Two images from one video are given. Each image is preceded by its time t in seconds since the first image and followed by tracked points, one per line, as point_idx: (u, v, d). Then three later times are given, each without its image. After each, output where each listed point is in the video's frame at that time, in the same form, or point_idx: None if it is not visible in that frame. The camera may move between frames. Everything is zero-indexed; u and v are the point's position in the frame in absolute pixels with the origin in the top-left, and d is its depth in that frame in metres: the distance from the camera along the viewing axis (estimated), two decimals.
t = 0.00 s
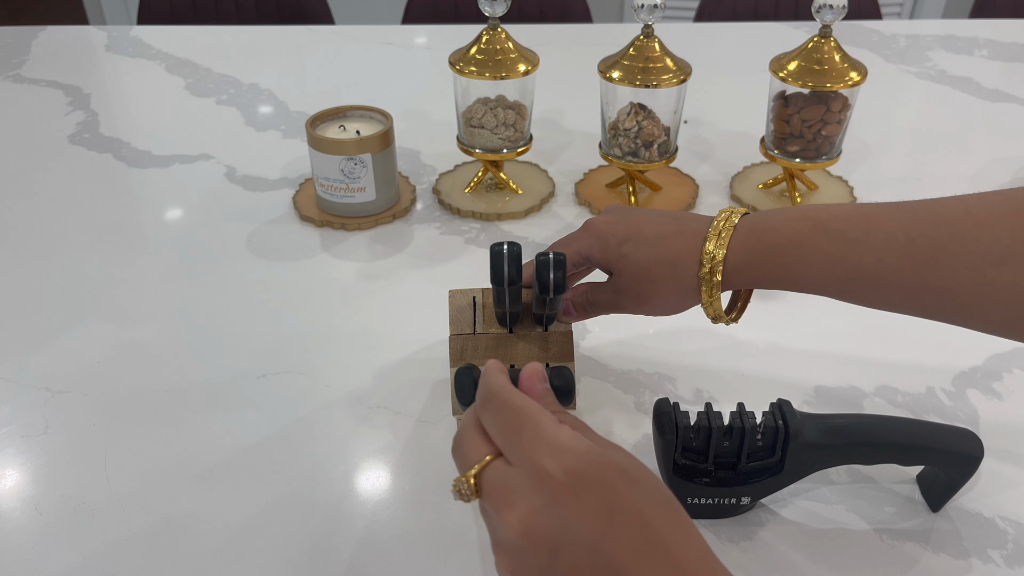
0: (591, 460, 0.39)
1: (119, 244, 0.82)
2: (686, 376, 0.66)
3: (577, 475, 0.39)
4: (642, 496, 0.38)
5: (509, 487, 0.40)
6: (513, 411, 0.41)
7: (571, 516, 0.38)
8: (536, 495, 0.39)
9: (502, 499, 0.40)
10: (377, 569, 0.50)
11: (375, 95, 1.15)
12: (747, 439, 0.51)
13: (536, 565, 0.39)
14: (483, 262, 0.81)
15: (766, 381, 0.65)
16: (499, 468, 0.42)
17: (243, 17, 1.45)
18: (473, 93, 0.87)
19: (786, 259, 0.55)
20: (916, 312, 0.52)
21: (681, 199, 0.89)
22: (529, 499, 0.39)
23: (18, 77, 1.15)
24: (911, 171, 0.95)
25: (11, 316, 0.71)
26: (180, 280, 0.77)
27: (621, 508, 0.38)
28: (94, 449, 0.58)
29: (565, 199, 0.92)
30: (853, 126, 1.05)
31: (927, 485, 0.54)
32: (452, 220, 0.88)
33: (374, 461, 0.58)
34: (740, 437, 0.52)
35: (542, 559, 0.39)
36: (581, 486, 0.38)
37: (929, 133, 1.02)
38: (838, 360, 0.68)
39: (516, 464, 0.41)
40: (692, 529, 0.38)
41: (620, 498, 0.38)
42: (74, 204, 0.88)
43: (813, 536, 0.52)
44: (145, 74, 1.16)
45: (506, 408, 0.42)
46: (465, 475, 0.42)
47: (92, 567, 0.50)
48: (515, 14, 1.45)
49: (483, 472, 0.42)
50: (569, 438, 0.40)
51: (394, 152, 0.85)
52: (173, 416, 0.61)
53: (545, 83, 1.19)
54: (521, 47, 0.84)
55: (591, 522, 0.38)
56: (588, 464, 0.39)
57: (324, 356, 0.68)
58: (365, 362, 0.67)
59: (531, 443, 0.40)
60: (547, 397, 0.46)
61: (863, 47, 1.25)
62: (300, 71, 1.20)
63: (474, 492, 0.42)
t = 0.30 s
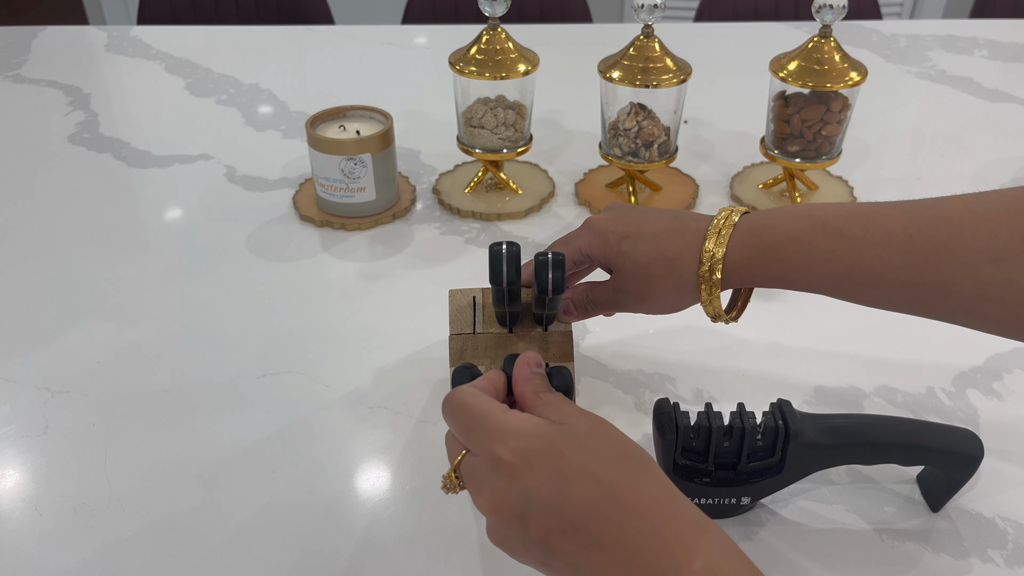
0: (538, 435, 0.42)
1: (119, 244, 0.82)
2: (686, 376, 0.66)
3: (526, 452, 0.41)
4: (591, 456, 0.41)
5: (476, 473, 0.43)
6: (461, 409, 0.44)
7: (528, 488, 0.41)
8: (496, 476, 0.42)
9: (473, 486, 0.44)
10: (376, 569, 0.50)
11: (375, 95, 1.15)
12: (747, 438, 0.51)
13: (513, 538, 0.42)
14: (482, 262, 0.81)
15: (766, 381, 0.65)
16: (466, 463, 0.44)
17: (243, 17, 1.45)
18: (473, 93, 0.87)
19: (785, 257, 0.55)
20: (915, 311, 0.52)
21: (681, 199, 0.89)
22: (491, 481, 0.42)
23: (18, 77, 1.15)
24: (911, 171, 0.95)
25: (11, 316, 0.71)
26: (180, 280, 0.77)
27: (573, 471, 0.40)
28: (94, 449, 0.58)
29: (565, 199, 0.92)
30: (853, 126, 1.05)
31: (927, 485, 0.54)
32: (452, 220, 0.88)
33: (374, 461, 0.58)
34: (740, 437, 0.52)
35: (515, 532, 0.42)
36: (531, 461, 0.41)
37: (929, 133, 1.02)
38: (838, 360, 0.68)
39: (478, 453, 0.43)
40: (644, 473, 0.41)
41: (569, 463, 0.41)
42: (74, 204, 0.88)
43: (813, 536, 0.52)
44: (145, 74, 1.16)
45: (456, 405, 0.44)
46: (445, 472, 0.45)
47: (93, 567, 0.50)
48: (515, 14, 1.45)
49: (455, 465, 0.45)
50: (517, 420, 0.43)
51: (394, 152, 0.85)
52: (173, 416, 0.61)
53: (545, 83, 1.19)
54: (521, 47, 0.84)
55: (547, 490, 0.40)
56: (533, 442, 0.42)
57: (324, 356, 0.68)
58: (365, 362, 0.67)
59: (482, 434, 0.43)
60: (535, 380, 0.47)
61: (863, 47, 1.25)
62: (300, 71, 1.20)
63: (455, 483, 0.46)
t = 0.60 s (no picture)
0: (510, 450, 0.41)
1: (119, 244, 0.82)
2: (686, 376, 0.66)
3: (497, 463, 0.40)
4: (563, 471, 0.40)
5: (443, 490, 0.42)
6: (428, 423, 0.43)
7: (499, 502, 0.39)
8: (466, 491, 0.41)
9: (441, 505, 0.42)
10: (376, 569, 0.50)
11: (375, 95, 1.15)
12: (747, 439, 0.51)
13: (483, 558, 0.40)
14: (482, 262, 0.81)
15: (766, 381, 0.65)
16: (433, 479, 0.43)
17: (243, 17, 1.45)
18: (473, 93, 0.87)
19: (785, 259, 0.55)
20: (915, 313, 0.52)
21: (681, 198, 0.89)
22: (463, 495, 0.41)
23: (18, 77, 1.15)
24: (911, 171, 0.95)
25: (11, 316, 0.71)
26: (180, 280, 0.77)
27: (546, 487, 0.39)
28: (94, 449, 0.58)
29: (565, 200, 0.92)
30: (853, 125, 1.05)
31: (927, 485, 0.54)
32: (452, 220, 0.88)
33: (374, 461, 0.58)
34: (741, 438, 0.52)
35: (484, 551, 0.40)
36: (502, 472, 0.40)
37: (929, 133, 1.02)
38: (838, 360, 0.68)
39: (447, 467, 0.42)
40: (618, 492, 0.39)
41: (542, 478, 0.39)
42: (73, 204, 0.88)
43: (813, 536, 0.52)
44: (145, 74, 1.16)
45: (421, 417, 0.43)
46: (407, 491, 0.44)
47: (93, 567, 0.50)
48: (515, 14, 1.45)
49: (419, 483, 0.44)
50: (486, 432, 0.42)
51: (394, 152, 0.85)
52: (173, 416, 0.61)
53: (545, 83, 1.19)
54: (521, 47, 0.84)
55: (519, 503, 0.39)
56: (504, 454, 0.40)
57: (324, 356, 0.68)
58: (365, 363, 0.67)
59: (452, 447, 0.42)
60: (487, 405, 0.46)
61: (863, 47, 1.25)
62: (300, 71, 1.20)
63: (417, 505, 0.44)
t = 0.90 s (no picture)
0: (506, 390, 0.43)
1: (119, 244, 0.82)
2: (686, 376, 0.66)
3: (489, 395, 0.43)
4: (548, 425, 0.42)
5: (428, 409, 0.44)
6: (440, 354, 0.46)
7: (482, 426, 0.41)
8: (449, 411, 0.43)
9: (422, 423, 0.44)
10: (376, 569, 0.50)
11: (375, 95, 1.15)
12: (747, 438, 0.51)
13: (445, 477, 0.42)
14: (482, 262, 0.81)
15: (766, 381, 0.65)
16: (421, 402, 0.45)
17: (243, 17, 1.45)
18: (473, 93, 0.87)
19: (784, 259, 0.55)
20: (914, 313, 0.52)
21: (681, 198, 0.89)
22: (447, 414, 0.43)
23: (18, 77, 1.15)
24: (911, 171, 0.95)
25: (11, 316, 0.71)
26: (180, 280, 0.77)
27: (529, 430, 0.41)
28: (94, 449, 0.58)
29: (565, 200, 0.92)
30: (852, 125, 1.05)
31: (927, 484, 0.54)
32: (452, 220, 0.88)
33: (374, 461, 0.58)
34: (740, 438, 0.52)
35: (450, 469, 0.41)
36: (491, 404, 0.42)
37: (930, 133, 1.02)
38: (838, 360, 0.68)
39: (440, 390, 0.44)
40: (590, 461, 0.42)
41: (528, 419, 0.42)
42: (73, 204, 0.88)
43: (813, 536, 0.52)
44: (145, 74, 1.16)
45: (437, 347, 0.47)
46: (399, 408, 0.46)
47: (93, 566, 0.50)
48: (516, 14, 1.45)
49: (410, 403, 0.46)
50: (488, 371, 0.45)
51: (394, 152, 0.85)
52: (173, 416, 0.61)
53: (544, 83, 1.19)
54: (521, 47, 0.84)
55: (500, 433, 0.41)
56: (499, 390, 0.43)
57: (324, 356, 0.68)
58: (365, 362, 0.67)
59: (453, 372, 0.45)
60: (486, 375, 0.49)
61: (863, 47, 1.25)
62: (300, 71, 1.20)
63: (404, 420, 0.46)
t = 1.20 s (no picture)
0: (451, 494, 0.33)
1: (119, 244, 0.82)
2: (686, 377, 0.66)
3: (432, 514, 0.33)
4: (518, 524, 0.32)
5: (376, 541, 0.35)
6: (360, 459, 0.36)
7: (444, 567, 0.32)
8: (398, 543, 0.34)
9: (375, 559, 0.35)
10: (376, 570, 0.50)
11: (376, 95, 1.15)
12: (747, 439, 0.51)
13: None
14: (482, 262, 0.81)
15: (766, 381, 0.65)
16: (367, 528, 0.36)
17: (243, 17, 1.45)
18: (473, 93, 0.87)
19: (784, 261, 0.55)
20: (914, 314, 0.52)
21: (681, 198, 0.89)
22: (400, 554, 0.34)
23: (18, 77, 1.15)
24: (911, 171, 0.95)
25: (11, 316, 0.71)
26: (180, 280, 0.77)
27: (497, 546, 0.31)
28: (95, 449, 0.58)
29: (565, 200, 0.92)
30: (852, 125, 1.05)
31: (928, 484, 0.54)
32: (452, 220, 0.88)
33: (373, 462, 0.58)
34: (740, 438, 0.52)
35: None
36: (441, 525, 0.32)
37: (930, 133, 1.02)
38: (838, 360, 0.68)
39: (377, 514, 0.35)
40: (588, 539, 0.33)
41: (493, 533, 0.32)
42: (74, 204, 0.88)
43: (813, 536, 0.52)
44: (145, 74, 1.16)
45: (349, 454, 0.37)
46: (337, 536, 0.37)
47: (93, 566, 0.50)
48: (516, 14, 1.45)
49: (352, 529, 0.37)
50: (420, 470, 0.34)
51: (394, 152, 0.85)
52: (173, 416, 0.61)
53: (544, 83, 1.19)
54: (521, 47, 0.84)
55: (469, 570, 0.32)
56: (441, 501, 0.33)
57: (324, 356, 0.68)
58: (365, 362, 0.67)
59: (381, 492, 0.35)
60: (428, 433, 0.38)
61: (863, 47, 1.25)
62: (300, 71, 1.20)
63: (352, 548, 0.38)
